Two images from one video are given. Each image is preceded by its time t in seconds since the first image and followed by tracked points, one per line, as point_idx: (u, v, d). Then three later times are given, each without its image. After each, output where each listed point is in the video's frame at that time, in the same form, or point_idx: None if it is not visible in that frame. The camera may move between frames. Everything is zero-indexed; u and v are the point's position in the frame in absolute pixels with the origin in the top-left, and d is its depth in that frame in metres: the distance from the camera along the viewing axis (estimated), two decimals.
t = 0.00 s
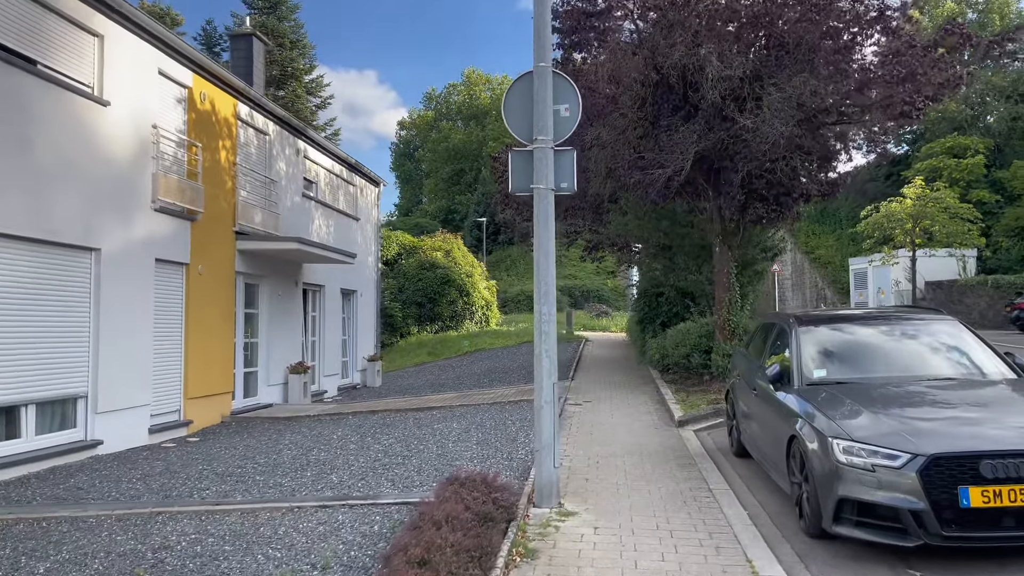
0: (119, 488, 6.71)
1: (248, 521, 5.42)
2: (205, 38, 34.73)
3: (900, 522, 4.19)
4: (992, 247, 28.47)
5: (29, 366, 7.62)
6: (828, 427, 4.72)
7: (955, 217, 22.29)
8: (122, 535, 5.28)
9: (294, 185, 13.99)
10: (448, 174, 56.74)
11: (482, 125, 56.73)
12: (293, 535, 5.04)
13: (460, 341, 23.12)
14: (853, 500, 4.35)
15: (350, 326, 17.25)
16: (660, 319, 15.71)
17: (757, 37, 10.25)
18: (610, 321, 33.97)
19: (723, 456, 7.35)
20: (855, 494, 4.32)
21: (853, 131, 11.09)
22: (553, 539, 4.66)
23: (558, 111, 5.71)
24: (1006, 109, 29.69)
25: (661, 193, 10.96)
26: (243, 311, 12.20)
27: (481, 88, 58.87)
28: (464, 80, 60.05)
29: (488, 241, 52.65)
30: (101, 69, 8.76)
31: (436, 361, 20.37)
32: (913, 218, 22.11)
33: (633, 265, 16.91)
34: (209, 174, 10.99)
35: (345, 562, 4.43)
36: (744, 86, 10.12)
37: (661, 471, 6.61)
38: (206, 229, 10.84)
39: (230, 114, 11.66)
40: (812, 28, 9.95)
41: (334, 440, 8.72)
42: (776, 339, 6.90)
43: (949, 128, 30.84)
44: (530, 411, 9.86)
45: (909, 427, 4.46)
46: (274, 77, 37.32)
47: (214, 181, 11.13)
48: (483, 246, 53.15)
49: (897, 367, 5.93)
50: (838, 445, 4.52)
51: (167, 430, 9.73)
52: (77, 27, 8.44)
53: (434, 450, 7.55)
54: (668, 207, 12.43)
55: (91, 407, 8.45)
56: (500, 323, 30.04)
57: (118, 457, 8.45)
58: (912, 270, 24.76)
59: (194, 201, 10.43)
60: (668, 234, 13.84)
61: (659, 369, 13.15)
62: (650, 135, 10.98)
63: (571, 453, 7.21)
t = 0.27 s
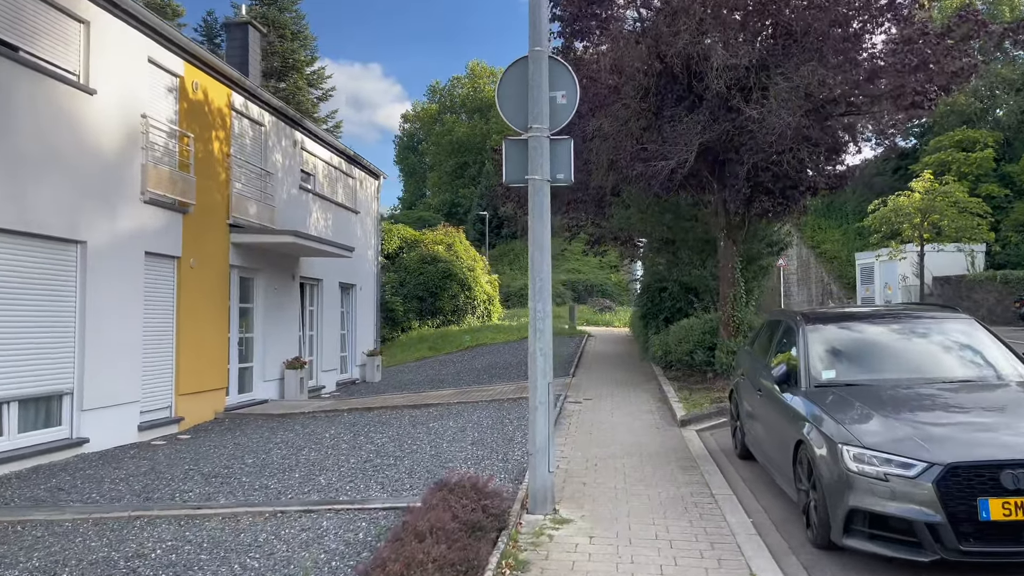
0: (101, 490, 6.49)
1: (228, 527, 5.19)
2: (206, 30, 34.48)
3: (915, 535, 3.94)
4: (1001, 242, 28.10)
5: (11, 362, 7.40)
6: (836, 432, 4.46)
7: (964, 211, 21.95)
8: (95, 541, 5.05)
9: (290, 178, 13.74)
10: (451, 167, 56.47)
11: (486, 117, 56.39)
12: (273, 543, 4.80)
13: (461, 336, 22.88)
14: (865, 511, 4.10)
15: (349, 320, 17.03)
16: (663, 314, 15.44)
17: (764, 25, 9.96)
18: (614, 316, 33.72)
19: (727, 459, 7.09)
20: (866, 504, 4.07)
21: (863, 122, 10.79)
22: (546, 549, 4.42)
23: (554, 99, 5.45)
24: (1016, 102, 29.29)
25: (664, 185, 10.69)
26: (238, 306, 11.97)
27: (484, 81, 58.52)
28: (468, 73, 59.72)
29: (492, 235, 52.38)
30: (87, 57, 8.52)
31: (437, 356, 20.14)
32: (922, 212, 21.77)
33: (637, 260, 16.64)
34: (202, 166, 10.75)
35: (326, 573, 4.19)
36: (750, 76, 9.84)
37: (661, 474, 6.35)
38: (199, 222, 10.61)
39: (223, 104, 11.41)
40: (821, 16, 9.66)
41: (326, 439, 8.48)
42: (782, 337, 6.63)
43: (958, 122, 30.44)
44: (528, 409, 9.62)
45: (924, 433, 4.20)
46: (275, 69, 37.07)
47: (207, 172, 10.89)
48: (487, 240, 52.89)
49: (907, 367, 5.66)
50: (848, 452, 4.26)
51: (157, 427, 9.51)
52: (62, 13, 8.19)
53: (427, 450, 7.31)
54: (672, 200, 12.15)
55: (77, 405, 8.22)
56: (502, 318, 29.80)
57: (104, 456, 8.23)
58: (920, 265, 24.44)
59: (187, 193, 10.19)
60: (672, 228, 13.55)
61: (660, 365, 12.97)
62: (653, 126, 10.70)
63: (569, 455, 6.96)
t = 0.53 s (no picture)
0: (80, 488, 6.22)
1: (207, 530, 4.90)
2: (207, 16, 34.15)
3: (940, 545, 3.64)
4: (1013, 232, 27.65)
5: None
6: (853, 433, 4.15)
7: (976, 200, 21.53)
8: (66, 544, 4.77)
9: (287, 165, 13.43)
10: (456, 157, 56.08)
11: (490, 106, 55.92)
12: (253, 548, 4.52)
13: (464, 327, 22.61)
14: (885, 518, 3.80)
15: (349, 311, 16.76)
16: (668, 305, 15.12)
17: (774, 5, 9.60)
18: (619, 306, 33.39)
19: (734, 457, 6.78)
20: (887, 512, 3.77)
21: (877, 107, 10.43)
22: (541, 557, 4.13)
23: (553, 76, 5.13)
24: None
25: (669, 172, 10.35)
26: (232, 296, 11.68)
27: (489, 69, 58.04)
28: (473, 62, 59.26)
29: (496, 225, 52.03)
30: (71, 38, 8.20)
31: (439, 347, 19.86)
32: (933, 201, 21.36)
33: (642, 250, 16.31)
34: (194, 152, 10.45)
35: None
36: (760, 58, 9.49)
37: (665, 473, 6.04)
38: (191, 210, 10.32)
39: (216, 89, 11.10)
40: None
41: (319, 434, 8.21)
42: (793, 330, 6.31)
43: (970, 109, 29.93)
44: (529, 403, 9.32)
45: (949, 435, 3.89)
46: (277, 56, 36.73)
47: (200, 159, 10.59)
48: (491, 230, 52.56)
49: (924, 361, 5.33)
50: (867, 455, 3.96)
51: (147, 421, 9.24)
52: None
53: (421, 447, 7.02)
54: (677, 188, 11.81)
55: (61, 398, 7.95)
56: (505, 308, 29.52)
57: (90, 450, 7.97)
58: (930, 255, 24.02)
59: (177, 180, 9.90)
60: (678, 216, 13.21)
61: (666, 357, 12.66)
62: (658, 111, 10.36)
63: (569, 452, 6.66)
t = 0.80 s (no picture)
0: (61, 487, 5.98)
1: (189, 532, 4.65)
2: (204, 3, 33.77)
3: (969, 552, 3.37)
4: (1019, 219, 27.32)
5: None
6: (873, 430, 3.88)
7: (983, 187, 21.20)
8: (39, 548, 4.52)
9: (282, 152, 13.13)
10: (457, 145, 55.72)
11: (491, 94, 55.50)
12: (235, 553, 4.27)
13: (464, 317, 22.37)
14: (908, 523, 3.54)
15: (348, 301, 16.51)
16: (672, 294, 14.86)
17: None
18: (621, 295, 33.13)
19: (742, 452, 6.52)
20: (910, 516, 3.51)
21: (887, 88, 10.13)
22: (540, 563, 3.88)
23: (553, 52, 4.84)
24: None
25: (674, 157, 10.05)
26: (226, 286, 11.42)
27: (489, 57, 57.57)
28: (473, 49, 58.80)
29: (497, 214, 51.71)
30: (52, 19, 7.89)
31: (439, 337, 19.62)
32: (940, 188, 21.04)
33: (645, 238, 16.03)
34: (184, 138, 10.16)
35: None
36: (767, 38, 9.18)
37: (670, 470, 5.78)
38: (182, 198, 10.05)
39: (207, 73, 10.79)
40: None
41: (312, 428, 7.96)
42: (805, 320, 6.03)
43: (977, 95, 29.52)
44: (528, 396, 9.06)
45: (976, 433, 3.62)
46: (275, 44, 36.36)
47: (190, 146, 10.31)
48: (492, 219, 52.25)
49: (940, 352, 5.05)
50: (888, 455, 3.69)
51: (137, 415, 9.00)
52: None
53: (417, 442, 6.77)
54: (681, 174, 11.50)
55: (46, 392, 7.71)
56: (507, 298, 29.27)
57: (76, 446, 7.73)
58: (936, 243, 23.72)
59: (167, 167, 9.62)
60: (682, 203, 12.92)
61: (670, 348, 12.37)
62: (662, 94, 10.05)
63: (571, 447, 6.40)
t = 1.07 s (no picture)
0: (32, 491, 5.69)
1: (158, 542, 4.35)
2: None
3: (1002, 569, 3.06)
4: None
5: None
6: (894, 433, 3.56)
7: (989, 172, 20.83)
8: None
9: (271, 140, 12.78)
10: (455, 134, 55.26)
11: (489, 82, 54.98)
12: (204, 567, 3.96)
13: (463, 308, 22.06)
14: (934, 536, 3.23)
15: (343, 293, 16.20)
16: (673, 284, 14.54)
17: None
18: (622, 285, 32.80)
19: (747, 450, 6.21)
20: (937, 528, 3.19)
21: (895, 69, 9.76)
22: None
23: (544, 26, 4.50)
24: None
25: (674, 142, 9.69)
26: (214, 278, 11.10)
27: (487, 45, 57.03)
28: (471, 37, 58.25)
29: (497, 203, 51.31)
30: None
31: (437, 329, 19.32)
32: (945, 174, 20.67)
33: (645, 226, 15.70)
34: (167, 126, 9.81)
35: None
36: (771, 16, 8.80)
37: (672, 471, 5.48)
38: (166, 188, 9.72)
39: (191, 58, 10.43)
40: None
41: (299, 426, 7.67)
42: (814, 312, 5.69)
43: (981, 79, 29.08)
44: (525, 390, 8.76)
45: (1008, 436, 3.30)
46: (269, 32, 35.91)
47: (174, 134, 9.95)
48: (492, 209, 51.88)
49: (956, 344, 4.73)
50: (910, 461, 3.37)
51: (120, 412, 8.70)
52: None
53: (407, 441, 6.47)
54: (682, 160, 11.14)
55: (22, 390, 7.41)
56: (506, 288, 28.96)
57: (54, 446, 7.44)
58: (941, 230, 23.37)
59: (149, 156, 9.28)
60: (683, 191, 12.57)
61: (671, 339, 12.04)
62: (662, 76, 9.68)
63: (568, 446, 6.10)
